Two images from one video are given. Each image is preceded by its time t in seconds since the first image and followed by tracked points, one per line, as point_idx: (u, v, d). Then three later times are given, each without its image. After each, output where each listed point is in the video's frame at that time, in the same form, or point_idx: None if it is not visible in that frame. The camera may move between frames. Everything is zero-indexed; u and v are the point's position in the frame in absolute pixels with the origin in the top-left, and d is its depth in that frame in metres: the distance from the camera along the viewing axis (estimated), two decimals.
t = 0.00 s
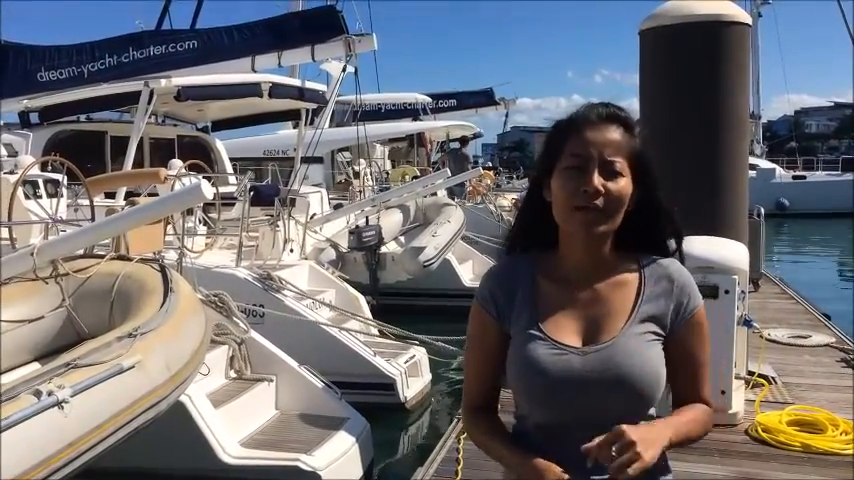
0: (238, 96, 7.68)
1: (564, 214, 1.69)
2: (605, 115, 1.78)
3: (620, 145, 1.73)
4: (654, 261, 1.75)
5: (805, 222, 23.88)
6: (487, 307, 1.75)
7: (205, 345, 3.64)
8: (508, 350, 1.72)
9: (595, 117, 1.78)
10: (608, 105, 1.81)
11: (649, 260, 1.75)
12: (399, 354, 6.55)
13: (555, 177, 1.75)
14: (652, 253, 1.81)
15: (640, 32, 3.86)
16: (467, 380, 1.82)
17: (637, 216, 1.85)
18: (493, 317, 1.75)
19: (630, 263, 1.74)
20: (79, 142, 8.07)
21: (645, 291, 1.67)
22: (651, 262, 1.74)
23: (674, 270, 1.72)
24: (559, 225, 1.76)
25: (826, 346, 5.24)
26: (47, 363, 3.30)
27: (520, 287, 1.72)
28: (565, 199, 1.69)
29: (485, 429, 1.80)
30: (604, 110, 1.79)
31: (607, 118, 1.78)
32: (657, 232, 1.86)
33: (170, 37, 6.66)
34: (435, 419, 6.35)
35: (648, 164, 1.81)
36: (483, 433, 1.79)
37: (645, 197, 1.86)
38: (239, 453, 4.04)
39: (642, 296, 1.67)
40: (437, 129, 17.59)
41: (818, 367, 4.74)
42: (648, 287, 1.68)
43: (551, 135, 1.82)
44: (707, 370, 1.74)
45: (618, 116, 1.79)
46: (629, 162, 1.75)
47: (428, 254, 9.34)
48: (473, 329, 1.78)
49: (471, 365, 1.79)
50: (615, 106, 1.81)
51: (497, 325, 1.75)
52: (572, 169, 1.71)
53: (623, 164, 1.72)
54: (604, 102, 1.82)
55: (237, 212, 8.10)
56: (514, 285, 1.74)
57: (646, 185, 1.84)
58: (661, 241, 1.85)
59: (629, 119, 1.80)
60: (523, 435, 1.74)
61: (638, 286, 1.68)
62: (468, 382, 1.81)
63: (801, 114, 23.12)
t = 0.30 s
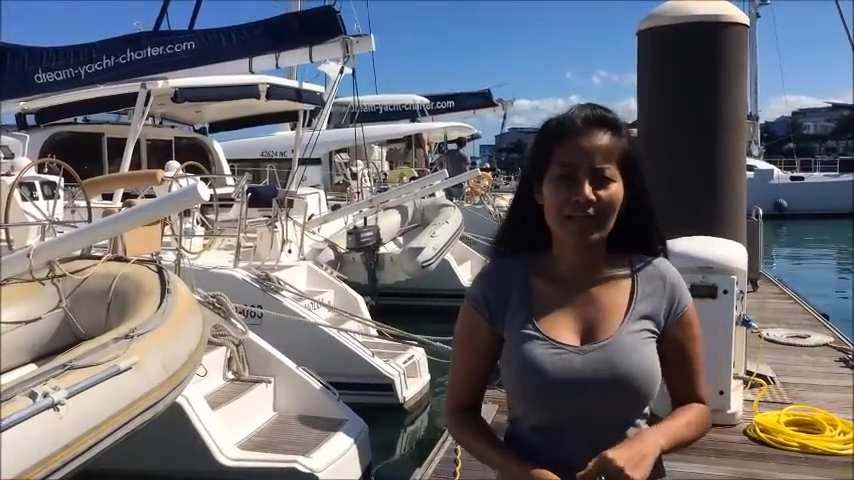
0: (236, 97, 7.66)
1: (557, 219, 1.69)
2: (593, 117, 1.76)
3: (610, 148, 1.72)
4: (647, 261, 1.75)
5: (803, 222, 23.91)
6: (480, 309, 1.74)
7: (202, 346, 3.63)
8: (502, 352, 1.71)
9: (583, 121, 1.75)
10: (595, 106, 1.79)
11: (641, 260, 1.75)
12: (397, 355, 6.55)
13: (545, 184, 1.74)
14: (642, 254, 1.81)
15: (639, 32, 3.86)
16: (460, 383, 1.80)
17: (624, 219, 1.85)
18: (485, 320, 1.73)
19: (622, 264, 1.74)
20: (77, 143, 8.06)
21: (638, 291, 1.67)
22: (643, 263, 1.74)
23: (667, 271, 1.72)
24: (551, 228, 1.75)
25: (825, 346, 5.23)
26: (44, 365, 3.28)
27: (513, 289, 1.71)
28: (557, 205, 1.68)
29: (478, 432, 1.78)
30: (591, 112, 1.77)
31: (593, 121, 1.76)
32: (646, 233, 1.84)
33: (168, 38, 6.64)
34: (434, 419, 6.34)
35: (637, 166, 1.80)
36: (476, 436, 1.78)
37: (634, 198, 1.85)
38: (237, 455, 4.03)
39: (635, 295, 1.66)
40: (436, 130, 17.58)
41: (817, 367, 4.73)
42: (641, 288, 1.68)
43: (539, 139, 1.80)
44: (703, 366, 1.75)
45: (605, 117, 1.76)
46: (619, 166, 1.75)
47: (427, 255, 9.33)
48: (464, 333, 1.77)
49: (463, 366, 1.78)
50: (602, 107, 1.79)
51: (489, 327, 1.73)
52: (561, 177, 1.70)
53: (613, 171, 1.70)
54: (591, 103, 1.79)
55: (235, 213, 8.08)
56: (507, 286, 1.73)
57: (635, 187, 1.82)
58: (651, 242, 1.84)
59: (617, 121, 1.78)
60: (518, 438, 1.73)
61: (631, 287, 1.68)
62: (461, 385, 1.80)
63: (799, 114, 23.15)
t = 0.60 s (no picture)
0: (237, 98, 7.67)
1: (555, 223, 1.69)
2: (589, 122, 1.75)
3: (606, 153, 1.71)
4: (647, 266, 1.75)
5: (804, 222, 23.89)
6: (479, 313, 1.75)
7: (200, 349, 3.65)
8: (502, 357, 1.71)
9: (578, 125, 1.75)
10: (591, 111, 1.79)
11: (642, 266, 1.75)
12: (398, 356, 6.54)
13: (542, 190, 1.74)
14: (641, 259, 1.80)
15: (639, 34, 3.85)
16: (459, 389, 1.80)
17: (623, 224, 1.84)
18: (484, 325, 1.73)
19: (621, 268, 1.74)
20: (77, 144, 8.06)
21: (638, 296, 1.66)
22: (644, 268, 1.73)
23: (667, 275, 1.71)
24: (550, 232, 1.75)
25: (826, 347, 5.23)
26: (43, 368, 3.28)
27: (512, 294, 1.72)
28: (554, 211, 1.68)
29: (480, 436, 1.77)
30: (586, 116, 1.77)
31: (588, 126, 1.75)
32: (645, 238, 1.84)
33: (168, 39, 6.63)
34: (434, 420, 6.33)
35: (635, 170, 1.79)
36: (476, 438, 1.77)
37: (633, 202, 1.84)
38: (238, 458, 4.03)
39: (635, 300, 1.66)
40: (437, 130, 17.58)
41: (817, 368, 4.73)
42: (640, 292, 1.68)
43: (535, 145, 1.80)
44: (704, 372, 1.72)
45: (600, 122, 1.76)
46: (616, 170, 1.74)
47: (427, 255, 9.33)
48: (464, 338, 1.77)
49: (462, 370, 1.78)
50: (597, 112, 1.78)
51: (489, 332, 1.73)
52: (558, 183, 1.70)
53: (609, 175, 1.70)
54: (587, 107, 1.79)
55: (236, 214, 8.08)
56: (506, 291, 1.73)
57: (634, 191, 1.82)
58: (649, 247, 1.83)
59: (613, 125, 1.77)
60: (518, 442, 1.73)
61: (631, 291, 1.68)
62: (461, 390, 1.79)
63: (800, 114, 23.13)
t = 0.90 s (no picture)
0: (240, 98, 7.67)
1: (558, 222, 1.69)
2: (592, 122, 1.75)
3: (611, 152, 1.71)
4: (655, 268, 1.73)
5: (808, 222, 23.85)
6: (483, 312, 1.75)
7: (203, 349, 3.64)
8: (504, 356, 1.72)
9: (583, 124, 1.75)
10: (596, 109, 1.78)
11: (651, 268, 1.73)
12: (400, 356, 6.54)
13: (547, 188, 1.74)
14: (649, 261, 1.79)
15: (641, 33, 3.85)
16: (466, 387, 1.81)
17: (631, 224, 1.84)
18: (487, 324, 1.74)
19: (627, 270, 1.73)
20: (81, 145, 8.07)
21: (642, 297, 1.65)
22: (652, 270, 1.72)
23: (675, 277, 1.70)
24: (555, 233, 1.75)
25: (829, 347, 5.22)
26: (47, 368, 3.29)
27: (515, 294, 1.72)
28: (557, 209, 1.68)
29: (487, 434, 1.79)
30: (591, 115, 1.76)
31: (595, 124, 1.75)
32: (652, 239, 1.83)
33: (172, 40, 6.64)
34: (437, 420, 6.33)
35: (640, 171, 1.78)
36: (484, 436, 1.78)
37: (640, 202, 1.83)
38: (242, 458, 4.02)
39: (639, 301, 1.65)
40: (440, 130, 17.58)
41: (822, 368, 4.71)
42: (646, 294, 1.66)
43: (539, 143, 1.80)
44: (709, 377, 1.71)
45: (606, 120, 1.76)
46: (621, 170, 1.73)
47: (431, 255, 9.33)
48: (469, 336, 1.78)
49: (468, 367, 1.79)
50: (604, 110, 1.77)
51: (491, 332, 1.74)
52: (562, 180, 1.69)
53: (614, 172, 1.69)
54: (591, 106, 1.78)
55: (239, 214, 8.08)
56: (510, 291, 1.74)
57: (639, 190, 1.80)
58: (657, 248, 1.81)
59: (619, 124, 1.77)
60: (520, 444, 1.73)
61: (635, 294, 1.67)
62: (467, 388, 1.80)
63: (804, 114, 23.08)
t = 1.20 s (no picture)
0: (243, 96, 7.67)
1: (561, 218, 1.67)
2: (607, 118, 1.74)
3: (622, 148, 1.70)
4: (654, 265, 1.72)
5: (811, 220, 23.81)
6: (483, 309, 1.73)
7: (206, 346, 3.63)
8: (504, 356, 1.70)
9: (598, 120, 1.74)
10: (611, 107, 1.77)
11: (650, 265, 1.72)
12: (403, 354, 6.53)
13: (553, 182, 1.72)
14: (649, 257, 1.78)
15: (645, 30, 3.83)
16: (463, 384, 1.80)
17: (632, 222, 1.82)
18: (488, 322, 1.72)
19: (627, 268, 1.72)
20: (84, 143, 8.07)
21: (642, 295, 1.64)
22: (652, 268, 1.71)
23: (675, 275, 1.69)
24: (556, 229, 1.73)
25: (834, 345, 5.19)
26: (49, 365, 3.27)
27: (516, 291, 1.70)
28: (562, 205, 1.66)
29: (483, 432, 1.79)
30: (606, 113, 1.76)
31: (608, 121, 1.74)
32: (653, 237, 1.81)
33: (175, 38, 6.63)
34: (440, 418, 6.32)
35: (647, 170, 1.78)
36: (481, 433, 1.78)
37: (645, 201, 1.82)
38: (245, 455, 4.01)
39: (639, 299, 1.64)
40: (443, 128, 17.55)
41: (826, 366, 4.69)
42: (646, 293, 1.65)
43: (548, 138, 1.78)
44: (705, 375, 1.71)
45: (620, 119, 1.75)
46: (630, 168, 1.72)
47: (433, 254, 9.32)
48: (468, 334, 1.76)
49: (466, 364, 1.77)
50: (618, 109, 1.77)
51: (492, 330, 1.72)
52: (569, 174, 1.67)
53: (623, 170, 1.68)
54: (607, 104, 1.77)
55: (242, 213, 8.08)
56: (510, 288, 1.72)
57: (646, 193, 1.81)
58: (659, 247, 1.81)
59: (632, 124, 1.76)
60: (517, 443, 1.72)
61: (634, 293, 1.65)
62: (466, 386, 1.79)
63: (808, 112, 23.01)
